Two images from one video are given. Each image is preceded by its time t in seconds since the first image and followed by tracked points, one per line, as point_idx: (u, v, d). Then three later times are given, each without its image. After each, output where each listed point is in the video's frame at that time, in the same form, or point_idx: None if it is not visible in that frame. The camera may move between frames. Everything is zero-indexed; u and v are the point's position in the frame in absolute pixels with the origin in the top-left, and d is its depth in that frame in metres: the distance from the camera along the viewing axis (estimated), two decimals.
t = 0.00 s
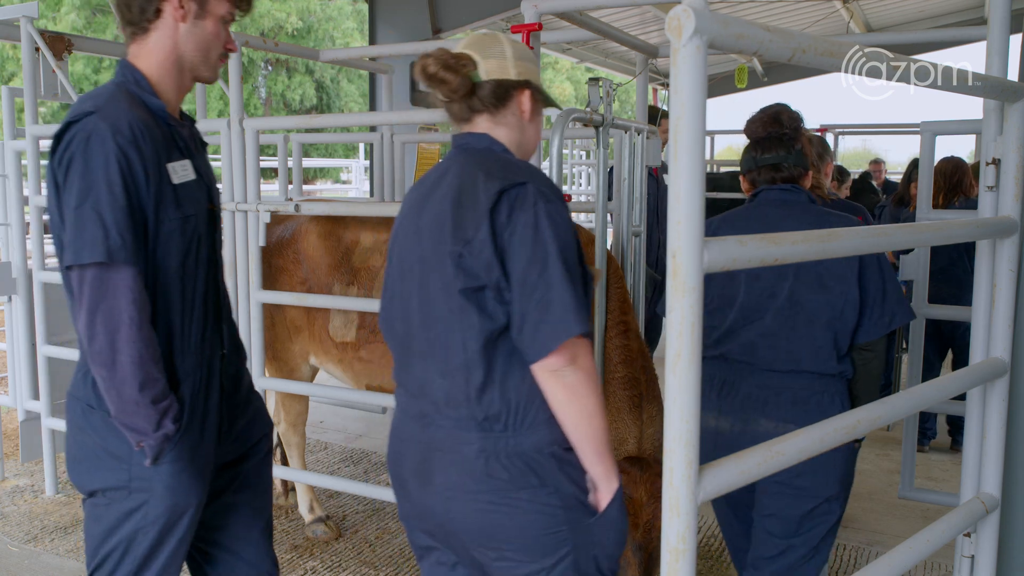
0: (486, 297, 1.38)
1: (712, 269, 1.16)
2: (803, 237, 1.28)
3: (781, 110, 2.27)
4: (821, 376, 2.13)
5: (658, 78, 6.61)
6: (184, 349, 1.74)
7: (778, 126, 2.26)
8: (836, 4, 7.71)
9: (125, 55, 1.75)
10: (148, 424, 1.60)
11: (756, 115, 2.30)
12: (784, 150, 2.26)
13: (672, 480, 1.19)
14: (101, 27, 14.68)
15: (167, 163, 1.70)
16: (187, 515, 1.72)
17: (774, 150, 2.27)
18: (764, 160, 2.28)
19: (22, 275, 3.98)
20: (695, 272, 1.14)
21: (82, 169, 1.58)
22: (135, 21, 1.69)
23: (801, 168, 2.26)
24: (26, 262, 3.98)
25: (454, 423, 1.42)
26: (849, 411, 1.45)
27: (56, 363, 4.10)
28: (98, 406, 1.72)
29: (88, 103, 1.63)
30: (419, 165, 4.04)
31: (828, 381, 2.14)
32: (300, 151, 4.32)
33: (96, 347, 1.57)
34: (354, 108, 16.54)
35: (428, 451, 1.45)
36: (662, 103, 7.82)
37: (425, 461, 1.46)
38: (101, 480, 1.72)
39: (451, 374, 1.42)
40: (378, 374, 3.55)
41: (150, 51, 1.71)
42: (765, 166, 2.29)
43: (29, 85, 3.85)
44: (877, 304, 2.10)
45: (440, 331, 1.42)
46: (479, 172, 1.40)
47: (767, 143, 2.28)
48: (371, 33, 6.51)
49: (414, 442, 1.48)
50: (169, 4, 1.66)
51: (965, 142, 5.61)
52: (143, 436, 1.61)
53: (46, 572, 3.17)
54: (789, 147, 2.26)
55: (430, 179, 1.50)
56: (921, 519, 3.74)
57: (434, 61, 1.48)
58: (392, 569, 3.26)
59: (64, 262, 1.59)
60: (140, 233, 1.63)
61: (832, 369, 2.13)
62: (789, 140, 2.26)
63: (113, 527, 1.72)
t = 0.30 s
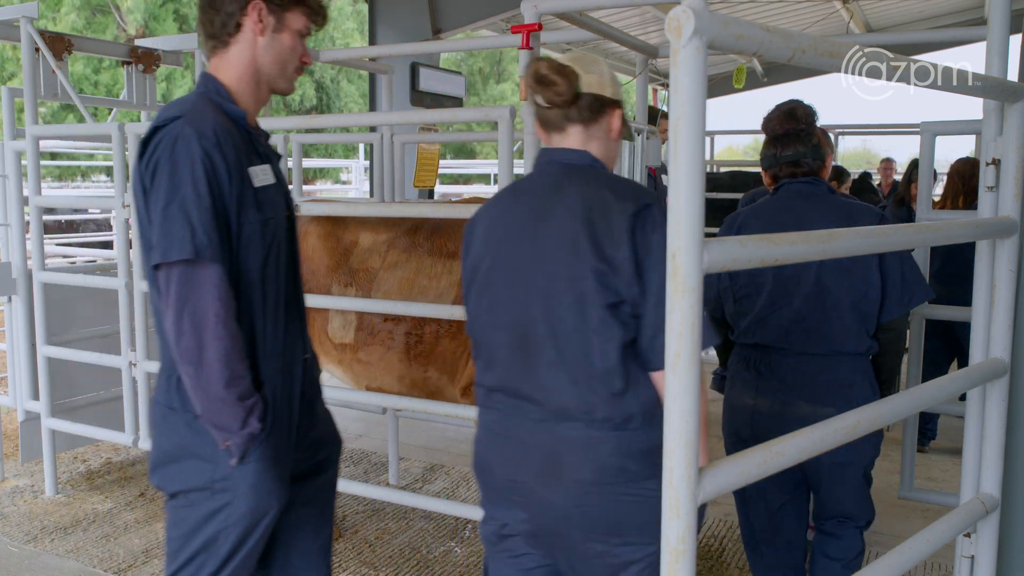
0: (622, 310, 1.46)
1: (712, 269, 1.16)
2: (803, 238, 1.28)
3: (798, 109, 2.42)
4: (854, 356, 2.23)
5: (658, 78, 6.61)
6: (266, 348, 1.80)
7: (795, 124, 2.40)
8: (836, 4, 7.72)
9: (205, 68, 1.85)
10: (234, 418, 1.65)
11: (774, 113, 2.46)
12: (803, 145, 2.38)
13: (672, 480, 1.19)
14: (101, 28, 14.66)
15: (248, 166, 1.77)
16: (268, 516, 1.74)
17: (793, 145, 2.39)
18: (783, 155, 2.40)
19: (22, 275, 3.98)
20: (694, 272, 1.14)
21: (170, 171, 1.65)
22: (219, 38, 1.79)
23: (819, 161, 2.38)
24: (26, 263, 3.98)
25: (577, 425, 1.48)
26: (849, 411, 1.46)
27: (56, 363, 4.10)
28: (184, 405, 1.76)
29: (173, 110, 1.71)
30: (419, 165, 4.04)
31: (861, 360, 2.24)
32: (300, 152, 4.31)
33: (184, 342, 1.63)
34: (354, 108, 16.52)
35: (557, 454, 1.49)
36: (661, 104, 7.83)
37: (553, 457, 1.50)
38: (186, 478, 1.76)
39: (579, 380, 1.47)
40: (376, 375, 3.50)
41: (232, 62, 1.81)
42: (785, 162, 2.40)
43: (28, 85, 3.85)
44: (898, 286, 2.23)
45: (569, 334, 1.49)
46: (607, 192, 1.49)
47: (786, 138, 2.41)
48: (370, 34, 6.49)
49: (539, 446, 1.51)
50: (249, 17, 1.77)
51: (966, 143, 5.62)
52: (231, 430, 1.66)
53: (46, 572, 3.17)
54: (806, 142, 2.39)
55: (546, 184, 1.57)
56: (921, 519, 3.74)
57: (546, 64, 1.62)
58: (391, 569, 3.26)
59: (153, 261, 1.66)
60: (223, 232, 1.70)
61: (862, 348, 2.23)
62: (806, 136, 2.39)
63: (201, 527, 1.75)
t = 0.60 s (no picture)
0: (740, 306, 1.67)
1: (712, 269, 1.16)
2: (802, 238, 1.28)
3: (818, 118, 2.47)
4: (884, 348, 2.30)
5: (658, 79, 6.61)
6: (349, 334, 1.82)
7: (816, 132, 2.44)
8: (836, 5, 7.72)
9: (279, 70, 1.87)
10: (325, 399, 1.66)
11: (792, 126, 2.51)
12: (825, 152, 2.43)
13: (672, 480, 1.19)
14: (101, 28, 14.65)
15: (321, 157, 1.78)
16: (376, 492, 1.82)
17: (816, 152, 2.43)
18: (807, 162, 2.43)
19: (22, 275, 3.98)
20: (694, 272, 1.14)
21: (248, 164, 1.65)
22: (290, 40, 1.81)
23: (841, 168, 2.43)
24: (27, 263, 3.99)
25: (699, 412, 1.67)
26: (849, 411, 1.46)
27: (56, 363, 4.10)
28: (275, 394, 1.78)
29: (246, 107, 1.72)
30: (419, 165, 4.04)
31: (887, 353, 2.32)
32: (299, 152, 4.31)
33: (268, 328, 1.62)
34: (354, 108, 16.52)
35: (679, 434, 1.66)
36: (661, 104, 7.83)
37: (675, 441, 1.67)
38: (285, 466, 1.79)
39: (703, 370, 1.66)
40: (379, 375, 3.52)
41: (301, 64, 1.82)
42: (810, 169, 2.44)
43: (29, 85, 3.85)
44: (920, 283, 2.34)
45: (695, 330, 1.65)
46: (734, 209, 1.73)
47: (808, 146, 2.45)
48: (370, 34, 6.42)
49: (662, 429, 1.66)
50: (316, 20, 1.76)
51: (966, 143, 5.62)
52: (323, 410, 1.67)
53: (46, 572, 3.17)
54: (828, 149, 2.43)
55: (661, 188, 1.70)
56: (921, 519, 3.74)
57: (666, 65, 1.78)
58: (392, 569, 3.26)
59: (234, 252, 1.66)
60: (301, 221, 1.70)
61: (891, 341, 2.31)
62: (827, 143, 2.43)
63: (309, 514, 1.79)
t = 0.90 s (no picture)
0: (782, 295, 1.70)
1: (712, 269, 1.16)
2: (802, 239, 1.28)
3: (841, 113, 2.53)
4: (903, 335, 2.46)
5: (658, 79, 6.62)
6: (415, 335, 1.70)
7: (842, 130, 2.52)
8: (836, 5, 7.74)
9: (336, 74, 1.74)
10: (393, 398, 1.53)
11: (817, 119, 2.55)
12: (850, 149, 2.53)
13: (672, 480, 1.19)
14: (101, 28, 14.63)
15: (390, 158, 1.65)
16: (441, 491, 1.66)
17: (842, 149, 2.52)
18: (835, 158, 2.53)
19: (22, 275, 3.99)
20: (694, 272, 1.14)
21: (321, 160, 1.53)
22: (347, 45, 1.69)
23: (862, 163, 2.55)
24: (27, 263, 3.99)
25: (729, 393, 1.72)
26: (850, 411, 1.46)
27: (55, 363, 4.10)
28: (335, 391, 1.64)
29: (319, 102, 1.60)
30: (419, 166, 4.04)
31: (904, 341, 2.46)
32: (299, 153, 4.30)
33: (337, 327, 1.49)
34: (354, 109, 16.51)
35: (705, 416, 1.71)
36: (661, 104, 7.83)
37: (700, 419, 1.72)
38: (340, 468, 1.64)
39: (740, 355, 1.71)
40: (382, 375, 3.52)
41: (357, 69, 1.69)
42: (837, 166, 2.54)
43: (29, 85, 3.85)
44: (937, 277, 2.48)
45: (737, 314, 1.70)
46: (778, 201, 1.76)
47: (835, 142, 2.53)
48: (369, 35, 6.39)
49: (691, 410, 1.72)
50: (373, 25, 1.65)
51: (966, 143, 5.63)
52: (391, 411, 1.54)
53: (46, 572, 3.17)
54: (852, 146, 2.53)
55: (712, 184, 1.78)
56: (922, 519, 3.74)
57: (720, 88, 1.88)
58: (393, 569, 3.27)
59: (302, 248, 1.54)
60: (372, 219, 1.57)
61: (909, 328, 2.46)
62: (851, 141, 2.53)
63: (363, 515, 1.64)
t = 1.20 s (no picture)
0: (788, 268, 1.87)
1: (712, 270, 1.16)
2: (803, 239, 1.28)
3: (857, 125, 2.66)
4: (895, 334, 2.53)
5: (658, 80, 6.62)
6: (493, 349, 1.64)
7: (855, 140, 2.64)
8: (836, 6, 7.74)
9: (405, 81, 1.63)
10: (483, 411, 1.48)
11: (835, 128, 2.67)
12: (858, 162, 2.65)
13: (672, 482, 1.19)
14: (101, 29, 14.63)
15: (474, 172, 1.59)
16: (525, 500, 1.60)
17: (851, 160, 2.66)
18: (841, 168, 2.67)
19: (22, 276, 3.99)
20: (694, 274, 1.14)
21: (415, 174, 1.45)
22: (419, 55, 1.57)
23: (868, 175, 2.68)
24: (27, 264, 3.99)
25: (740, 366, 1.90)
26: (851, 412, 1.46)
27: (55, 364, 4.10)
28: (417, 401, 1.53)
29: (406, 113, 1.51)
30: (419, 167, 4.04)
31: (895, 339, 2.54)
32: (299, 153, 4.29)
33: (429, 343, 1.42)
34: (354, 110, 16.50)
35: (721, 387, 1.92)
36: (662, 105, 7.83)
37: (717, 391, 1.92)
38: (421, 478, 1.55)
39: (750, 327, 1.89)
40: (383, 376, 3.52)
41: (431, 78, 1.57)
42: (841, 175, 2.69)
43: (29, 86, 3.85)
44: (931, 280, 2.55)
45: (745, 290, 1.90)
46: (779, 185, 1.92)
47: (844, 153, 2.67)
48: (370, 36, 6.39)
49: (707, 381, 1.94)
50: (449, 33, 1.53)
51: (966, 144, 5.62)
52: (481, 424, 1.49)
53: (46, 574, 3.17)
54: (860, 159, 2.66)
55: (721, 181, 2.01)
56: (922, 520, 3.74)
57: (735, 121, 2.07)
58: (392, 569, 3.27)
59: (393, 262, 1.45)
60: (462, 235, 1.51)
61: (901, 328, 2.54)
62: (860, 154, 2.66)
63: (444, 522, 1.56)
